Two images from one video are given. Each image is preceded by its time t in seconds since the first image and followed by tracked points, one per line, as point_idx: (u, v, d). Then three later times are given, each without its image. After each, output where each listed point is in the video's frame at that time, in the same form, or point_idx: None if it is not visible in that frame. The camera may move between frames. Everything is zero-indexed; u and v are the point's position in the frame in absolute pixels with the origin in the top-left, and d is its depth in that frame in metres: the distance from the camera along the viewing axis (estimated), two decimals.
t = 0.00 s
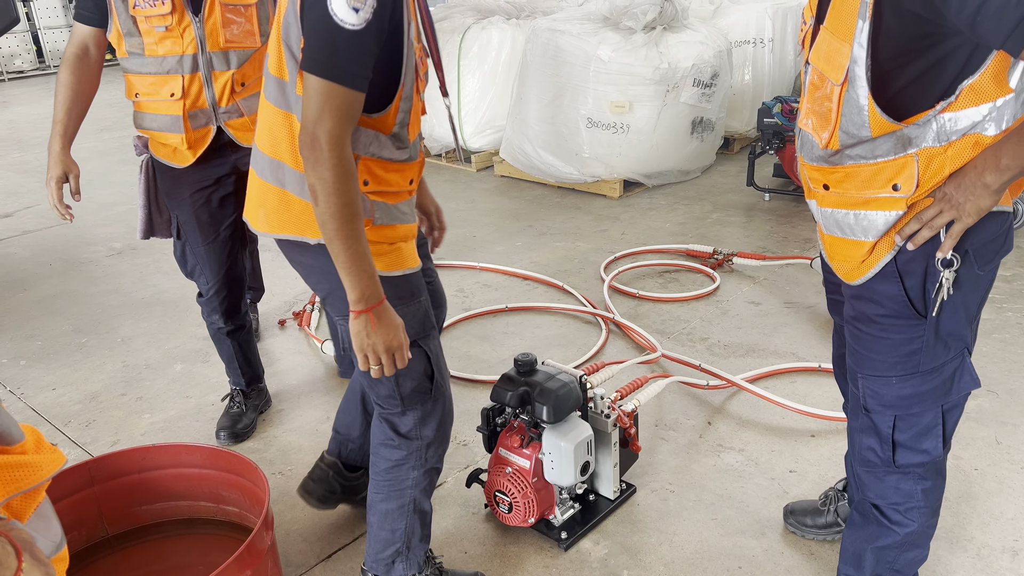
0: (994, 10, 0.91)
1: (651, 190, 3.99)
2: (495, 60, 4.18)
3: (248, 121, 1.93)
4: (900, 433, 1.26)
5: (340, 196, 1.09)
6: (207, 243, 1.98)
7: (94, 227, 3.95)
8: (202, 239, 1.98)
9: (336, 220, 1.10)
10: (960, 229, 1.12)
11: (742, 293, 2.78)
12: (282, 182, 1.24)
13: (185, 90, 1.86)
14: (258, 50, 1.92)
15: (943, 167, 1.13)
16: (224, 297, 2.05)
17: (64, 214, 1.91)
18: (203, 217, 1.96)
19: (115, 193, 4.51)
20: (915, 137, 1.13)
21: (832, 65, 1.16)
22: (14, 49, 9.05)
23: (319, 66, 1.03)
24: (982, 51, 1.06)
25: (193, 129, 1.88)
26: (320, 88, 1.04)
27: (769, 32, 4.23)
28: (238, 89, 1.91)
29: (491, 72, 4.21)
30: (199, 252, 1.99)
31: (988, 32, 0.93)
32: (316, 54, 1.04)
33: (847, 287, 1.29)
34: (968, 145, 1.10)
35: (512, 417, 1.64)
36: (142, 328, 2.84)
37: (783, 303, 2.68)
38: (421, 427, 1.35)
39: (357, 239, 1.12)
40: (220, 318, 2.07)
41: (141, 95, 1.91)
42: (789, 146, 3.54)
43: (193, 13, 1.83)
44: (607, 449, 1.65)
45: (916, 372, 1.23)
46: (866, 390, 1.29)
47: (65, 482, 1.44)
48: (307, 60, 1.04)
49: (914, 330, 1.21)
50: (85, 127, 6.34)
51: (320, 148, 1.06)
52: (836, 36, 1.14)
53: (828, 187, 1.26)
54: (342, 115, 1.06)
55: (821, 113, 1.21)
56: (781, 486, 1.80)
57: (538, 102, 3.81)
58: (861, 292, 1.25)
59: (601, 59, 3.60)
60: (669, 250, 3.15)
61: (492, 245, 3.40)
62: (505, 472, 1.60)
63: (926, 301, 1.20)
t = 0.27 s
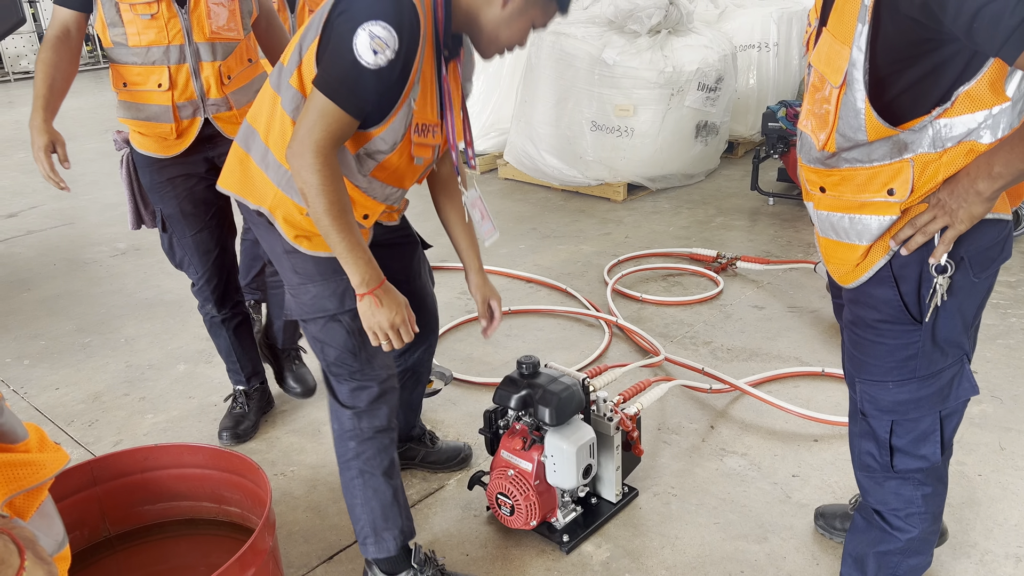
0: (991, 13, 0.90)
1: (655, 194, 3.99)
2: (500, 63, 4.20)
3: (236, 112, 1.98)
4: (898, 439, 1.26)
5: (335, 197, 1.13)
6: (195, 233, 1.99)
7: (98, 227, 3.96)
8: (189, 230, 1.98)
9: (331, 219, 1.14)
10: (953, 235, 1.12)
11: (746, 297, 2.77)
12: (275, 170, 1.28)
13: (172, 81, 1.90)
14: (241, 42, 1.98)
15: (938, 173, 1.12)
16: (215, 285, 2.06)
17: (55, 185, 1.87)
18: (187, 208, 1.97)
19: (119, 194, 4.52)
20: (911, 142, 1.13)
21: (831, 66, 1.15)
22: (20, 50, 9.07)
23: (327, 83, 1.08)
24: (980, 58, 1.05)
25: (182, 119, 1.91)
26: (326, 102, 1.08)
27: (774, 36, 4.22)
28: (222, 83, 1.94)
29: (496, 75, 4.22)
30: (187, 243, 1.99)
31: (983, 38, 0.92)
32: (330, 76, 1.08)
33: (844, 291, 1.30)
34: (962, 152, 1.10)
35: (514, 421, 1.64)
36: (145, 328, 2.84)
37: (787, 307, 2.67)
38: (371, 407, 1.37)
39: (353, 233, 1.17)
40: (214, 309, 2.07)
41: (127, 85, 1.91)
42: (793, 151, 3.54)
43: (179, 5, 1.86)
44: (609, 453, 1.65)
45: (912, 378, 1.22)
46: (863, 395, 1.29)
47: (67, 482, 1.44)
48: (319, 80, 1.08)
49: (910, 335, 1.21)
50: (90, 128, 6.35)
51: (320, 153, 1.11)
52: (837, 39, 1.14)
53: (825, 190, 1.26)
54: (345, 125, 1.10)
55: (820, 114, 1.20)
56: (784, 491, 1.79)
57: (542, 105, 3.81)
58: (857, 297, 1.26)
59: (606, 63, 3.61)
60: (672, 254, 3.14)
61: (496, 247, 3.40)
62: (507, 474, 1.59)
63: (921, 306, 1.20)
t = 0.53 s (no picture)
0: (992, 14, 0.89)
1: (660, 199, 4.00)
2: (506, 67, 4.20)
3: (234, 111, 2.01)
4: (900, 445, 1.26)
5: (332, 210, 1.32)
6: (204, 228, 2.02)
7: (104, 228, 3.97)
8: (198, 227, 2.01)
9: (325, 227, 1.32)
10: (955, 240, 1.11)
11: (751, 302, 2.77)
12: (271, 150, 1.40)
13: (174, 76, 1.89)
14: (241, 45, 2.02)
15: (941, 178, 1.12)
16: (223, 278, 2.09)
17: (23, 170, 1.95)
18: (194, 206, 2.00)
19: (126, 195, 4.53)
20: (914, 145, 1.12)
21: (835, 69, 1.15)
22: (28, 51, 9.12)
23: (362, 122, 1.25)
24: (984, 60, 1.04)
25: (180, 115, 1.92)
26: (355, 135, 1.26)
27: (781, 42, 4.22)
28: (220, 84, 1.98)
29: (502, 79, 4.23)
30: (196, 239, 2.02)
31: (985, 38, 0.92)
32: (370, 119, 1.26)
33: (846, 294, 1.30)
34: (965, 157, 1.09)
35: (518, 424, 1.62)
36: (151, 329, 2.85)
37: (792, 313, 2.67)
38: (314, 370, 1.63)
39: (342, 242, 1.37)
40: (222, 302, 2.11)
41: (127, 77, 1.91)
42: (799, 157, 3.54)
43: (186, 5, 1.88)
44: (614, 457, 1.65)
45: (914, 384, 1.22)
46: (865, 400, 1.29)
47: (73, 483, 1.44)
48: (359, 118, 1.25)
49: (912, 341, 1.21)
50: (98, 129, 6.38)
51: (336, 172, 1.28)
52: (841, 41, 1.13)
53: (828, 194, 1.27)
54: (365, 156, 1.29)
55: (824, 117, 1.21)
56: (788, 497, 1.79)
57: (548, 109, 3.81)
58: (860, 302, 1.26)
59: (612, 67, 3.57)
60: (677, 259, 3.14)
61: (501, 251, 3.41)
62: (512, 478, 1.59)
63: (922, 312, 1.19)
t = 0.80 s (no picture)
0: (999, 18, 0.90)
1: (668, 205, 4.00)
2: (515, 73, 4.22)
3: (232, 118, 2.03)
4: (909, 453, 1.26)
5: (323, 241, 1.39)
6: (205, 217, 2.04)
7: (115, 231, 4.00)
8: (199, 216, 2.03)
9: (314, 255, 1.40)
10: (962, 248, 1.11)
11: (760, 309, 2.77)
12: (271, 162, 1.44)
13: (180, 81, 1.91)
14: (243, 54, 2.05)
15: (949, 185, 1.11)
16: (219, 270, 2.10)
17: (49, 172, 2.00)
18: (192, 196, 2.01)
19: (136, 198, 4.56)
20: (922, 152, 1.12)
21: (845, 74, 1.16)
22: (40, 54, 9.19)
23: (359, 162, 1.31)
24: (993, 67, 1.04)
25: (182, 117, 1.94)
26: (351, 173, 1.32)
27: (790, 49, 4.22)
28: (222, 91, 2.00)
29: (511, 84, 4.24)
30: (197, 229, 2.03)
31: (992, 43, 0.92)
32: (367, 160, 1.31)
33: (852, 302, 1.30)
34: (973, 165, 1.09)
35: (526, 430, 1.64)
36: (160, 332, 2.86)
37: (800, 320, 2.67)
38: (297, 366, 1.70)
39: (332, 269, 1.44)
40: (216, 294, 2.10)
41: (133, 76, 1.93)
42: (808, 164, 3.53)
43: (197, 13, 1.91)
44: (622, 463, 1.65)
45: (923, 393, 1.22)
46: (873, 409, 1.29)
47: (84, 484, 1.45)
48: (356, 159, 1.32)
49: (920, 350, 1.21)
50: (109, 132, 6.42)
51: (330, 205, 1.35)
52: (852, 47, 1.14)
53: (837, 200, 1.27)
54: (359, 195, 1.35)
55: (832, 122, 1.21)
56: (797, 505, 1.79)
57: (556, 115, 3.83)
58: (867, 310, 1.26)
59: (621, 73, 3.57)
60: (686, 265, 3.14)
61: (509, 256, 3.41)
62: (519, 484, 1.59)
63: (930, 320, 1.20)
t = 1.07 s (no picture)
0: (1005, 25, 0.90)
1: (675, 210, 4.00)
2: (523, 77, 4.23)
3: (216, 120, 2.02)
4: (915, 460, 1.26)
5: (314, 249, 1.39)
6: (167, 224, 2.02)
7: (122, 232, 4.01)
8: (162, 221, 2.01)
9: (305, 262, 1.40)
10: (969, 256, 1.11)
11: (766, 315, 2.76)
12: (270, 169, 1.46)
13: (164, 84, 1.92)
14: (230, 57, 2.05)
15: (956, 193, 1.12)
16: (170, 277, 2.06)
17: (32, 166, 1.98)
18: (161, 200, 2.00)
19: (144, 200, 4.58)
20: (930, 159, 1.12)
21: (853, 79, 1.16)
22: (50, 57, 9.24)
23: (351, 172, 1.31)
24: (999, 76, 1.04)
25: (166, 120, 1.95)
26: (342, 182, 1.32)
27: (797, 54, 4.22)
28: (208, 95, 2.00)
29: (518, 89, 4.26)
30: (156, 233, 2.01)
31: (998, 49, 0.92)
32: (359, 170, 1.31)
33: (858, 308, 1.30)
34: (980, 173, 1.09)
35: (533, 433, 1.63)
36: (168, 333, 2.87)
37: (807, 326, 2.66)
38: (303, 368, 1.71)
39: (323, 277, 1.45)
40: (162, 299, 2.07)
41: (120, 79, 1.95)
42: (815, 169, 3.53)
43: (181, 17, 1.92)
44: (628, 468, 1.65)
45: (929, 400, 1.22)
46: (879, 415, 1.29)
47: (92, 485, 1.46)
48: (348, 169, 1.31)
49: (926, 357, 1.20)
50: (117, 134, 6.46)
51: (322, 214, 1.36)
52: (861, 52, 1.14)
53: (843, 207, 1.27)
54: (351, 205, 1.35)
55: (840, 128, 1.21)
56: (803, 511, 1.78)
57: (564, 119, 3.84)
58: (874, 316, 1.26)
59: (628, 78, 3.58)
60: (692, 270, 3.14)
61: (515, 260, 3.42)
62: (525, 487, 1.59)
63: (937, 327, 1.19)
